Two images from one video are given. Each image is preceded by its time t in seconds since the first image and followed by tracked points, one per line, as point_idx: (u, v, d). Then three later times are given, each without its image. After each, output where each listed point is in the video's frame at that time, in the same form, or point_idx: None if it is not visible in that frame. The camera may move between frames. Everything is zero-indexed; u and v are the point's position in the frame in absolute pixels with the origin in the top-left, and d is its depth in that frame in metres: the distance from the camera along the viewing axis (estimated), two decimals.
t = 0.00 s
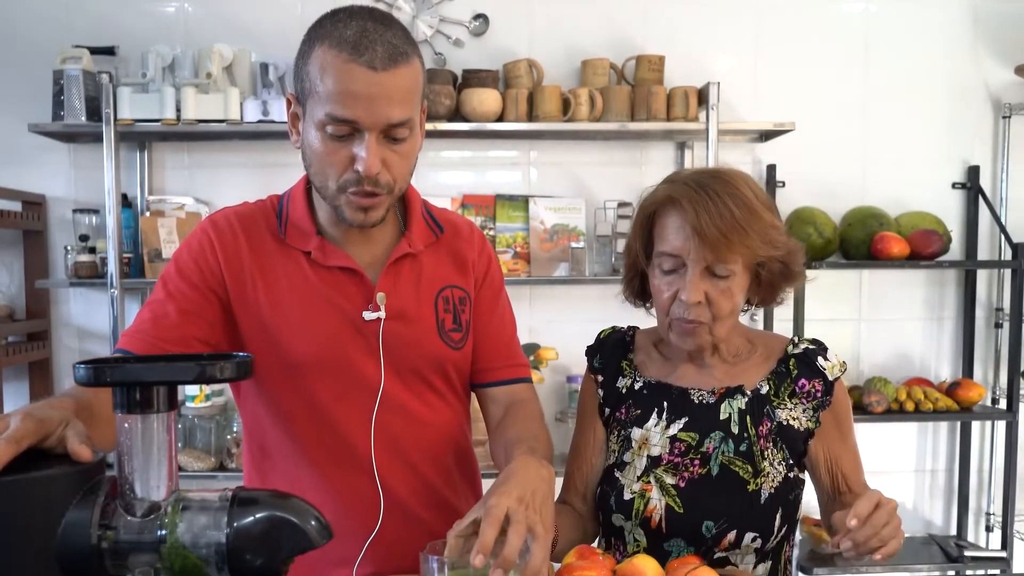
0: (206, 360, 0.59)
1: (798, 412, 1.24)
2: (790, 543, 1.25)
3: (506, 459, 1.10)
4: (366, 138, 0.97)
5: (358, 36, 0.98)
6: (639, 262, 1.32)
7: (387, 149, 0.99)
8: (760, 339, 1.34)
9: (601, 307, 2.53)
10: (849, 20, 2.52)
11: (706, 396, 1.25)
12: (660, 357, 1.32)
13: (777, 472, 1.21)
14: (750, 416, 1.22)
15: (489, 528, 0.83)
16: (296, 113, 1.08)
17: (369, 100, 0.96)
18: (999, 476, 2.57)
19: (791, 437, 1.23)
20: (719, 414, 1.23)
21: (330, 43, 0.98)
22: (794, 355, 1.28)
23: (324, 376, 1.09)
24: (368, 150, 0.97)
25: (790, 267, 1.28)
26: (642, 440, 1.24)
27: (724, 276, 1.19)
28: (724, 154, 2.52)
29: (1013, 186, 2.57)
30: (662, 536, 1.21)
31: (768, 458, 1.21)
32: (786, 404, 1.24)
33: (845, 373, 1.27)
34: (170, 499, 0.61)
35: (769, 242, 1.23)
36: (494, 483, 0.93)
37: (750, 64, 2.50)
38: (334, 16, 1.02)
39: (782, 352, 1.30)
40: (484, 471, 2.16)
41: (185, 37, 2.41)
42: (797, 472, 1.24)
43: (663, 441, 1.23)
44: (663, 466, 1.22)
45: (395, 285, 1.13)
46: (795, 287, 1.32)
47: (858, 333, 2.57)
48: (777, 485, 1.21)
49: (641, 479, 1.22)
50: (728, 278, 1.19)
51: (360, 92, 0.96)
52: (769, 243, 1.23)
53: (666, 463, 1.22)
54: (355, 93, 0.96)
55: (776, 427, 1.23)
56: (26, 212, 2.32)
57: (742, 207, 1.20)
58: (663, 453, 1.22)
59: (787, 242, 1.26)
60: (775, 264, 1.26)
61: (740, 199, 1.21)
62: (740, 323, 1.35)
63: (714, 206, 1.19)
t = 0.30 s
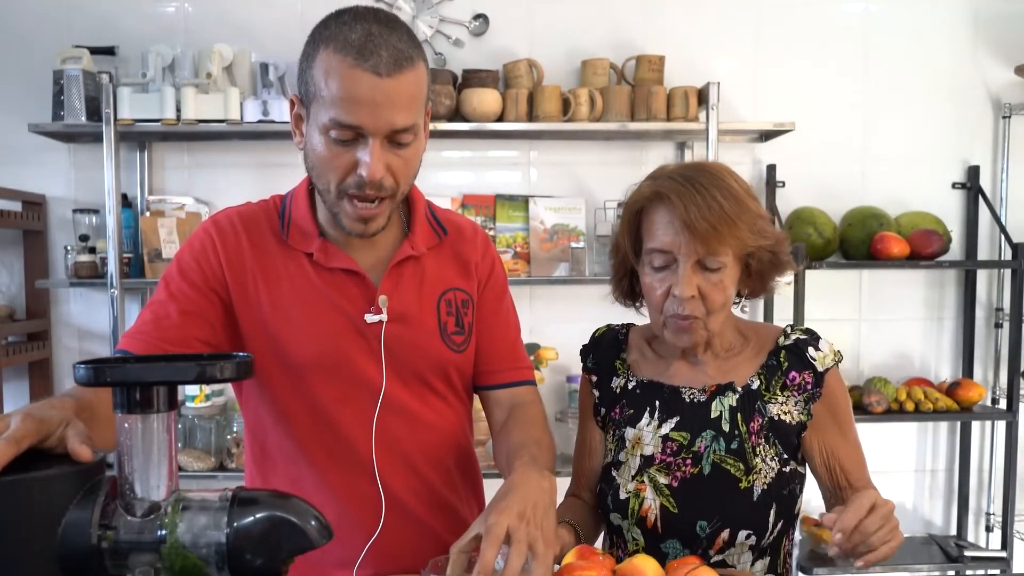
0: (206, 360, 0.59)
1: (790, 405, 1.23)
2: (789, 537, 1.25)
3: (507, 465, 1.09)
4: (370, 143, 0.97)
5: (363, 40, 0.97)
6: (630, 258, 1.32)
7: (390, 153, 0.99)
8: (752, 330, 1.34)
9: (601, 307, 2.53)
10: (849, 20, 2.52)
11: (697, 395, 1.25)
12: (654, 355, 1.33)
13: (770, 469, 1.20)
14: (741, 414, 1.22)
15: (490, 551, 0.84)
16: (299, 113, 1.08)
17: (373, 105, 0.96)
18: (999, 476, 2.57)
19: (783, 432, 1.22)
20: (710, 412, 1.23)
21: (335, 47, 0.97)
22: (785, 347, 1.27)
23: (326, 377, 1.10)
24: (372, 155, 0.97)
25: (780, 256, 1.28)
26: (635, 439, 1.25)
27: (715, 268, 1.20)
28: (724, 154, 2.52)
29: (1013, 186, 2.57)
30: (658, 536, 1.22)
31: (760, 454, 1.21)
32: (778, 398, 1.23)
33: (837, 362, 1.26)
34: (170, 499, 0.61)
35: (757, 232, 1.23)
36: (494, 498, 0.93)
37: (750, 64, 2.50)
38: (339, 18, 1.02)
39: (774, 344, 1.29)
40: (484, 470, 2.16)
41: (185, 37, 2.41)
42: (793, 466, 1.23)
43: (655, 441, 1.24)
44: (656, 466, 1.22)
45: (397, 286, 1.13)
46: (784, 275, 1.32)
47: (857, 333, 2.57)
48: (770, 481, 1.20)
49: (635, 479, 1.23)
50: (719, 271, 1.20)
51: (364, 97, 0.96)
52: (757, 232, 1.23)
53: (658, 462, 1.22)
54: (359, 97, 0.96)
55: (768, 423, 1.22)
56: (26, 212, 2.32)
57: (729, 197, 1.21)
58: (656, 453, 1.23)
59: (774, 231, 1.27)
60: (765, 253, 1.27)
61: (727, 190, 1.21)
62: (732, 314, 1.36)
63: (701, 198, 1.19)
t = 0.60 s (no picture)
0: (206, 360, 0.58)
1: (789, 412, 1.22)
2: (791, 539, 1.24)
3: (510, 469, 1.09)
4: (380, 137, 0.97)
5: (372, 35, 0.97)
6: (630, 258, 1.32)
7: (400, 147, 0.99)
8: (756, 330, 1.33)
9: (601, 307, 2.52)
10: (849, 20, 2.51)
11: (697, 401, 1.24)
12: (657, 357, 1.33)
13: (768, 476, 1.20)
14: (740, 421, 1.21)
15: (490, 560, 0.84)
16: (302, 111, 1.07)
17: (383, 98, 0.96)
18: (1000, 476, 2.57)
19: (782, 439, 1.21)
20: (709, 419, 1.22)
21: (343, 41, 0.98)
22: (786, 349, 1.26)
23: (327, 378, 1.09)
24: (382, 149, 0.97)
25: (782, 257, 1.27)
26: (637, 442, 1.26)
27: (714, 268, 1.19)
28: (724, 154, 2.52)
29: (1013, 186, 2.57)
30: (658, 539, 1.23)
31: (758, 462, 1.20)
32: (777, 403, 1.22)
33: (839, 365, 1.24)
34: (170, 499, 0.61)
35: (759, 231, 1.23)
36: (495, 506, 0.94)
37: (750, 64, 2.50)
38: (345, 14, 1.02)
39: (774, 347, 1.28)
40: (484, 471, 2.16)
41: (185, 37, 2.41)
42: (793, 471, 1.22)
43: (656, 446, 1.24)
44: (656, 471, 1.23)
45: (399, 286, 1.13)
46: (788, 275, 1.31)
47: (858, 333, 2.57)
48: (768, 489, 1.20)
49: (636, 482, 1.24)
50: (718, 271, 1.19)
51: (374, 89, 0.96)
52: (758, 231, 1.23)
53: (658, 467, 1.23)
54: (369, 90, 0.96)
55: (766, 430, 1.21)
56: (26, 212, 2.32)
57: (728, 196, 1.20)
58: (656, 458, 1.23)
59: (776, 230, 1.26)
60: (766, 253, 1.26)
61: (727, 188, 1.21)
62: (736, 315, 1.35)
63: (699, 196, 1.19)
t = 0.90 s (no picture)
0: (206, 360, 0.58)
1: (826, 422, 1.22)
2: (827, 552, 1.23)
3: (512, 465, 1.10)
4: (386, 129, 0.97)
5: (380, 29, 0.98)
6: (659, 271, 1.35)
7: (405, 141, 1.00)
8: (797, 342, 1.33)
9: (601, 307, 2.52)
10: (849, 20, 2.51)
11: (734, 410, 1.26)
12: (696, 367, 1.35)
13: (804, 486, 1.21)
14: (776, 431, 1.22)
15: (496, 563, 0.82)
16: (308, 107, 1.07)
17: (391, 90, 0.96)
18: (1000, 476, 2.57)
19: (818, 450, 1.21)
20: (747, 428, 1.24)
21: (351, 35, 0.98)
22: (823, 360, 1.26)
23: (327, 374, 1.09)
24: (388, 141, 0.97)
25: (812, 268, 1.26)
26: (674, 450, 1.28)
27: (736, 283, 1.21)
28: (725, 154, 2.52)
29: (1013, 186, 2.57)
30: (692, 548, 1.24)
31: (794, 472, 1.21)
32: (814, 414, 1.23)
33: (876, 378, 1.23)
34: (170, 499, 0.61)
35: (783, 244, 1.23)
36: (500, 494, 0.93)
37: (751, 64, 2.50)
38: (352, 11, 1.03)
39: (813, 356, 1.28)
40: (485, 471, 2.16)
41: (185, 37, 2.41)
42: (830, 483, 1.22)
43: (693, 454, 1.26)
44: (692, 479, 1.25)
45: (399, 282, 1.13)
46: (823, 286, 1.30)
47: (858, 333, 2.57)
48: (804, 499, 1.20)
49: (672, 490, 1.27)
50: (741, 284, 1.21)
51: (381, 82, 0.96)
52: (783, 244, 1.23)
53: (695, 475, 1.25)
54: (376, 83, 0.96)
55: (803, 440, 1.22)
56: (26, 212, 2.32)
57: (748, 211, 1.22)
58: (693, 466, 1.25)
59: (805, 242, 1.25)
60: (794, 265, 1.25)
61: (749, 206, 1.22)
62: (776, 325, 1.36)
63: (718, 212, 1.21)
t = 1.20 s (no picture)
0: (207, 361, 0.58)
1: (869, 413, 1.24)
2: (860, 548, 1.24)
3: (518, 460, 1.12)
4: (392, 129, 0.98)
5: (388, 30, 0.98)
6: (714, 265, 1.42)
7: (410, 141, 1.00)
8: (842, 342, 1.37)
9: (601, 307, 2.52)
10: (850, 20, 2.52)
11: (782, 407, 1.28)
12: (744, 366, 1.37)
13: (849, 479, 1.23)
14: (824, 424, 1.25)
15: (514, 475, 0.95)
16: (312, 104, 1.07)
17: (398, 92, 0.97)
18: (1000, 476, 2.57)
19: (863, 442, 1.24)
20: (794, 423, 1.26)
21: (359, 35, 0.98)
22: (866, 351, 1.29)
23: (328, 372, 1.09)
24: (393, 141, 0.97)
25: (864, 273, 1.31)
26: (719, 448, 1.30)
27: (782, 276, 1.26)
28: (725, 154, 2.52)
29: (1013, 186, 2.57)
30: (732, 545, 1.26)
31: (839, 465, 1.23)
32: (858, 405, 1.25)
33: (919, 366, 1.26)
34: (170, 499, 0.61)
35: (833, 244, 1.27)
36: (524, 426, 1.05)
37: (751, 64, 2.50)
38: (358, 11, 1.03)
39: (857, 347, 1.31)
40: (485, 471, 2.16)
41: (185, 37, 2.41)
42: (873, 475, 1.24)
43: (738, 451, 1.28)
44: (736, 475, 1.27)
45: (402, 280, 1.14)
46: (875, 296, 1.34)
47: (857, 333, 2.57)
48: (849, 492, 1.22)
49: (714, 486, 1.29)
50: (787, 278, 1.26)
51: (389, 83, 0.96)
52: (835, 245, 1.28)
53: (738, 472, 1.27)
54: (383, 83, 0.96)
55: (848, 432, 1.24)
56: (26, 212, 2.32)
57: (801, 208, 1.27)
58: (737, 462, 1.28)
59: (858, 246, 1.29)
60: (844, 266, 1.30)
61: (802, 202, 1.28)
62: (828, 331, 1.39)
63: (770, 206, 1.28)
